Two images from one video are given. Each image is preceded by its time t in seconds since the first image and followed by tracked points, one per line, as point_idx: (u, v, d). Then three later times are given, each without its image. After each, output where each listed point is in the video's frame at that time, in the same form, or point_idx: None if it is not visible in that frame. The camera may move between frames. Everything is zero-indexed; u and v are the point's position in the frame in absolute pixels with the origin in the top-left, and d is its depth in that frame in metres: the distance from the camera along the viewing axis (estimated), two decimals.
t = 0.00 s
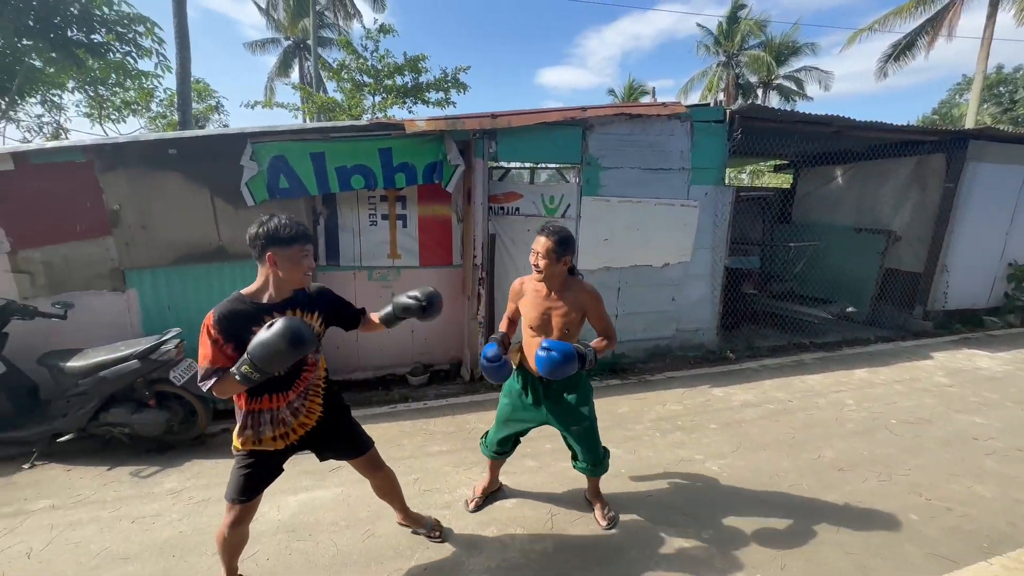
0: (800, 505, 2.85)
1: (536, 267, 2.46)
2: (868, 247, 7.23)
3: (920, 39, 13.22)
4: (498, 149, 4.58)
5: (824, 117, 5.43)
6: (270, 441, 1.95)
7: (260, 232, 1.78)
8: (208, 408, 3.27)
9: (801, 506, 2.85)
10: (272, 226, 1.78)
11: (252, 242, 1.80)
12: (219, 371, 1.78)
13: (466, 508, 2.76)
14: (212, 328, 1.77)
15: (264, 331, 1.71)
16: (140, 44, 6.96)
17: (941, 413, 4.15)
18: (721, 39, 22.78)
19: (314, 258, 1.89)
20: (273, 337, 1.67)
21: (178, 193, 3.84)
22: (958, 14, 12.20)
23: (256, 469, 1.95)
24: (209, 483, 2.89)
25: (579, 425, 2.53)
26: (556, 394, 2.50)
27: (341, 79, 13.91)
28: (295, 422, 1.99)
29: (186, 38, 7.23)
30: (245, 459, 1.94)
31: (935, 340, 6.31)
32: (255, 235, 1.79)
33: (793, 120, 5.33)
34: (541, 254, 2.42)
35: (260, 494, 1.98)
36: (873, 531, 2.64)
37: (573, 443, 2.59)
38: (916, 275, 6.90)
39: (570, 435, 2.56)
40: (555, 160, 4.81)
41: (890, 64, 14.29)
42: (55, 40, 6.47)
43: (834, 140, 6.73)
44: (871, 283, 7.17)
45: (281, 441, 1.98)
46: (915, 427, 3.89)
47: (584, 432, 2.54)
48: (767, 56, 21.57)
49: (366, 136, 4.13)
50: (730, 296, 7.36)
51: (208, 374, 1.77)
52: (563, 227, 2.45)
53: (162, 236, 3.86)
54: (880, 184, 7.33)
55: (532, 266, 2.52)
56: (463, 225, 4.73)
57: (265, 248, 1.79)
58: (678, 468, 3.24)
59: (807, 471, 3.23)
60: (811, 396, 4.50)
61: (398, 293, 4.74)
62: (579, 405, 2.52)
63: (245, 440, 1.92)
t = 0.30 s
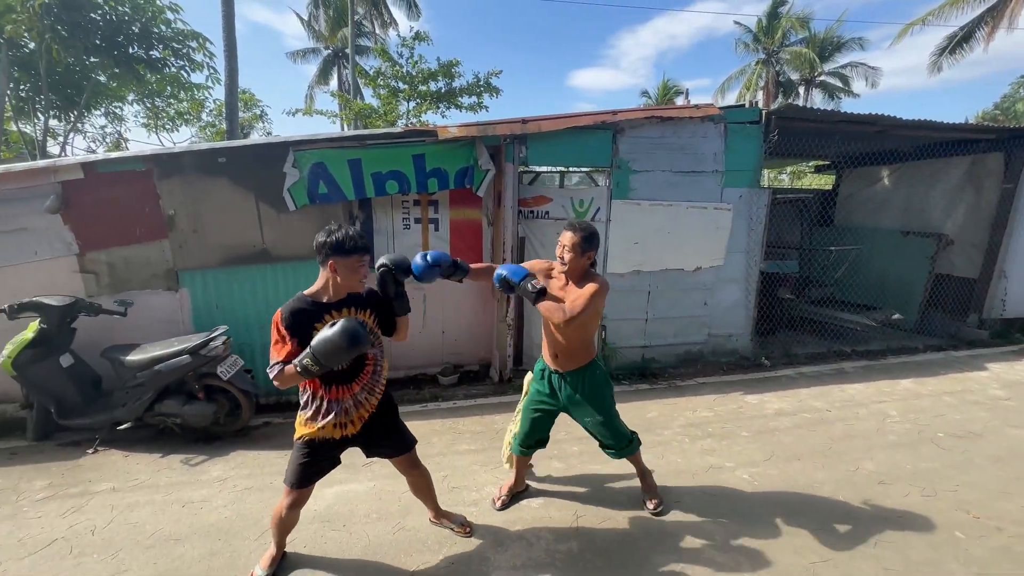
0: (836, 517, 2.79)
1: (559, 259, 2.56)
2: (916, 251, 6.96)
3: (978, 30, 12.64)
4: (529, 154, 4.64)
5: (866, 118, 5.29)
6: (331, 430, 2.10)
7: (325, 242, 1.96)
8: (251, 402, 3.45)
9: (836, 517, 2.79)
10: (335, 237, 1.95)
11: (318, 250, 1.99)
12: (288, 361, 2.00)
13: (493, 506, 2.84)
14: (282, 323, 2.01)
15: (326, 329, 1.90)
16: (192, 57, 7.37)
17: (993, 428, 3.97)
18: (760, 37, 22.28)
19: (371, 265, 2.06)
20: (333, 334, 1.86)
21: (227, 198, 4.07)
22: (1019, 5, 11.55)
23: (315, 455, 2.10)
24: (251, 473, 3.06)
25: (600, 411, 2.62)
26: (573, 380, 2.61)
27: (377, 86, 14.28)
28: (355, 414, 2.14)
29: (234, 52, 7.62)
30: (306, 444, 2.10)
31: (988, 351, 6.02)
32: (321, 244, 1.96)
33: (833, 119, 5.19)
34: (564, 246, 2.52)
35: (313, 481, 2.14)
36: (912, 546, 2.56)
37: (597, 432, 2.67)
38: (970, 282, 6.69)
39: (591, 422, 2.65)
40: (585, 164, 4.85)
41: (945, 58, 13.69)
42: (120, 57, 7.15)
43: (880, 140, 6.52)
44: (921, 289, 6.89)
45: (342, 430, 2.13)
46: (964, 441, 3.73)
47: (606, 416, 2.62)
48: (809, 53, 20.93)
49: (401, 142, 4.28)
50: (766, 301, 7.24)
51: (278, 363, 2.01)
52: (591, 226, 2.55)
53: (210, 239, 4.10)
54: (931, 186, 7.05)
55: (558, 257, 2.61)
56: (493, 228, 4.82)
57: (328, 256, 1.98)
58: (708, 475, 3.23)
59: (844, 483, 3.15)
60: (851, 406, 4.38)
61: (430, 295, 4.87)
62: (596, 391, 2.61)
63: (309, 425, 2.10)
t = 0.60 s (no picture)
0: (858, 526, 2.76)
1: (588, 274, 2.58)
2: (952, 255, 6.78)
3: None
4: (550, 155, 4.68)
5: (898, 117, 5.17)
6: (350, 411, 2.18)
7: (320, 234, 2.00)
8: (278, 396, 3.60)
9: (858, 526, 2.75)
10: (328, 226, 1.99)
11: (314, 243, 2.02)
12: (340, 334, 2.01)
13: (510, 503, 2.89)
14: (303, 314, 2.02)
15: (353, 278, 1.93)
16: (227, 63, 7.63)
17: None
18: (791, 35, 21.83)
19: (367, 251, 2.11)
20: (363, 271, 1.90)
21: (257, 199, 4.22)
22: None
23: (335, 438, 2.18)
24: (277, 463, 3.18)
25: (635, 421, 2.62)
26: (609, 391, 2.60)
27: (402, 88, 14.49)
28: (371, 393, 2.23)
29: (266, 57, 7.85)
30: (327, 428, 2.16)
31: None
32: (317, 236, 2.00)
33: (864, 118, 5.09)
34: (592, 262, 2.53)
35: (337, 464, 2.23)
36: (937, 558, 2.51)
37: (628, 439, 2.69)
38: (1011, 287, 6.48)
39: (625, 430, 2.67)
40: (606, 165, 4.87)
41: (987, 55, 13.21)
42: (160, 63, 7.49)
43: (914, 140, 6.36)
44: (957, 295, 6.69)
45: (359, 411, 2.21)
46: (998, 453, 3.63)
47: (641, 427, 2.63)
48: (842, 51, 20.43)
49: (424, 144, 4.36)
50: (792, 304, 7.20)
51: (332, 340, 2.01)
52: (616, 238, 2.56)
53: (241, 238, 4.25)
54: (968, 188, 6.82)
55: (585, 272, 2.62)
56: (513, 229, 4.88)
57: (326, 248, 2.02)
58: (727, 479, 3.22)
59: (868, 492, 3.11)
60: (878, 414, 4.30)
61: (451, 294, 4.95)
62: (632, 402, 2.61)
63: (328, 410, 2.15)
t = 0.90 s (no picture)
0: (873, 532, 2.72)
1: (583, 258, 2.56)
2: (974, 257, 6.63)
3: None
4: (563, 153, 4.68)
5: (920, 115, 5.08)
6: (389, 410, 2.22)
7: (368, 239, 2.09)
8: (292, 391, 3.66)
9: (873, 533, 2.71)
10: (377, 232, 2.08)
11: (361, 248, 2.11)
12: (357, 353, 2.06)
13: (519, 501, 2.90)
14: (345, 318, 2.10)
15: (390, 312, 1.99)
16: (245, 63, 7.75)
17: None
18: (810, 32, 21.50)
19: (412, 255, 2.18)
20: (402, 311, 1.96)
21: (274, 197, 4.28)
22: None
23: (371, 431, 2.23)
24: (291, 457, 3.23)
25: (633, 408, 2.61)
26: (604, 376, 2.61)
27: (417, 87, 14.57)
28: (409, 392, 2.28)
29: (283, 57, 7.95)
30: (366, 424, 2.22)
31: None
32: (363, 243, 2.10)
33: (884, 116, 5.00)
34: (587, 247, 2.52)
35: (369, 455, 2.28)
36: (955, 566, 2.47)
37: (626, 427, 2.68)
38: None
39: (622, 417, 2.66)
40: (619, 164, 4.85)
41: (1015, 52, 12.88)
42: (180, 63, 7.63)
43: (937, 139, 6.22)
44: (980, 298, 6.53)
45: (397, 408, 2.25)
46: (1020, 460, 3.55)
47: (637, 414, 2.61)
48: (864, 48, 20.06)
49: (438, 143, 4.39)
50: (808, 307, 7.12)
51: (347, 355, 2.06)
52: (610, 224, 2.54)
53: (258, 235, 4.32)
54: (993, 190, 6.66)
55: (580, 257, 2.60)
56: (525, 228, 4.89)
57: (372, 252, 2.10)
58: (739, 482, 3.19)
59: (884, 498, 3.06)
60: (896, 419, 4.23)
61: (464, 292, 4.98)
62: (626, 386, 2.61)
63: (369, 408, 2.20)
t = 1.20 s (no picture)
0: (878, 532, 2.69)
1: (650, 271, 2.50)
2: (981, 257, 6.57)
3: None
4: (566, 151, 4.67)
5: (927, 113, 5.02)
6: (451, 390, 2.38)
7: (430, 227, 2.32)
8: (295, 387, 3.66)
9: (878, 533, 2.69)
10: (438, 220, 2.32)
11: (422, 237, 2.33)
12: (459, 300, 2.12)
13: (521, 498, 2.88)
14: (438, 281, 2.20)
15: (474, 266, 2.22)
16: (248, 60, 7.74)
17: None
18: (815, 30, 21.36)
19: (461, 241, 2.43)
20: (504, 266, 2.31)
21: (277, 193, 4.28)
22: None
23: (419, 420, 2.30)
24: (294, 453, 3.23)
25: (665, 420, 2.55)
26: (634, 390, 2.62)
27: (419, 84, 14.55)
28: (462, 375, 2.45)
29: (286, 54, 7.95)
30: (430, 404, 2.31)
31: None
32: (425, 231, 2.32)
33: (890, 114, 4.96)
34: (659, 263, 2.46)
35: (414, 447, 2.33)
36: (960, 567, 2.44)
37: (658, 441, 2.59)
38: None
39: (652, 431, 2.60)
40: (623, 161, 4.83)
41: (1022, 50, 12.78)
42: (183, 59, 7.63)
43: (943, 137, 6.17)
44: (985, 298, 6.48)
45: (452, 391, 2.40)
46: None
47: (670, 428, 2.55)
48: (869, 46, 19.94)
49: (441, 139, 4.38)
50: (811, 306, 7.09)
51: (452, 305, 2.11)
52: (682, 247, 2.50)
53: (261, 232, 4.32)
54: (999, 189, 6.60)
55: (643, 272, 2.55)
56: (528, 225, 4.87)
57: (435, 237, 2.32)
58: (743, 481, 3.18)
59: (889, 497, 3.04)
60: (901, 419, 4.20)
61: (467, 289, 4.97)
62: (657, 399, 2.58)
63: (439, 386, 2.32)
